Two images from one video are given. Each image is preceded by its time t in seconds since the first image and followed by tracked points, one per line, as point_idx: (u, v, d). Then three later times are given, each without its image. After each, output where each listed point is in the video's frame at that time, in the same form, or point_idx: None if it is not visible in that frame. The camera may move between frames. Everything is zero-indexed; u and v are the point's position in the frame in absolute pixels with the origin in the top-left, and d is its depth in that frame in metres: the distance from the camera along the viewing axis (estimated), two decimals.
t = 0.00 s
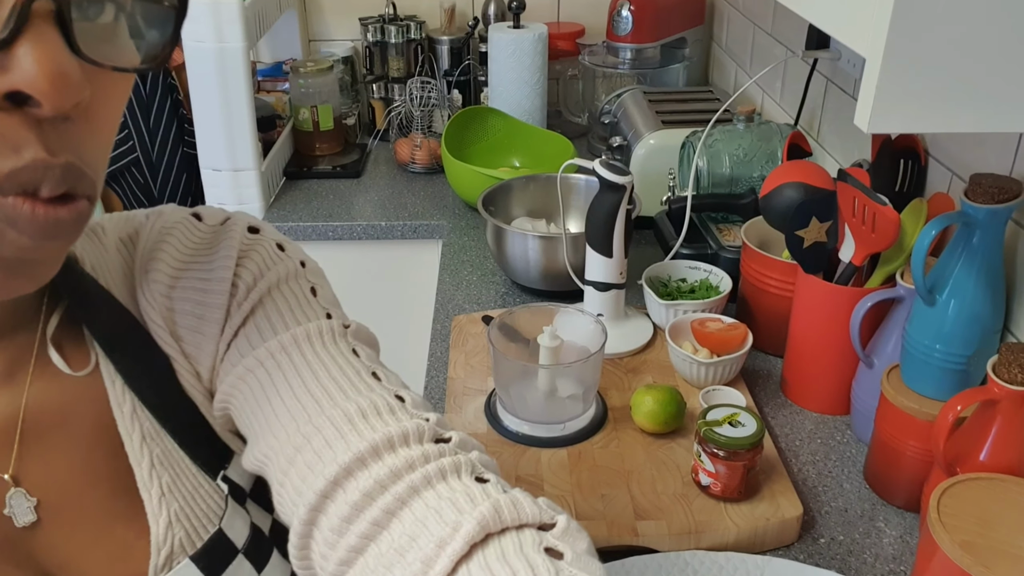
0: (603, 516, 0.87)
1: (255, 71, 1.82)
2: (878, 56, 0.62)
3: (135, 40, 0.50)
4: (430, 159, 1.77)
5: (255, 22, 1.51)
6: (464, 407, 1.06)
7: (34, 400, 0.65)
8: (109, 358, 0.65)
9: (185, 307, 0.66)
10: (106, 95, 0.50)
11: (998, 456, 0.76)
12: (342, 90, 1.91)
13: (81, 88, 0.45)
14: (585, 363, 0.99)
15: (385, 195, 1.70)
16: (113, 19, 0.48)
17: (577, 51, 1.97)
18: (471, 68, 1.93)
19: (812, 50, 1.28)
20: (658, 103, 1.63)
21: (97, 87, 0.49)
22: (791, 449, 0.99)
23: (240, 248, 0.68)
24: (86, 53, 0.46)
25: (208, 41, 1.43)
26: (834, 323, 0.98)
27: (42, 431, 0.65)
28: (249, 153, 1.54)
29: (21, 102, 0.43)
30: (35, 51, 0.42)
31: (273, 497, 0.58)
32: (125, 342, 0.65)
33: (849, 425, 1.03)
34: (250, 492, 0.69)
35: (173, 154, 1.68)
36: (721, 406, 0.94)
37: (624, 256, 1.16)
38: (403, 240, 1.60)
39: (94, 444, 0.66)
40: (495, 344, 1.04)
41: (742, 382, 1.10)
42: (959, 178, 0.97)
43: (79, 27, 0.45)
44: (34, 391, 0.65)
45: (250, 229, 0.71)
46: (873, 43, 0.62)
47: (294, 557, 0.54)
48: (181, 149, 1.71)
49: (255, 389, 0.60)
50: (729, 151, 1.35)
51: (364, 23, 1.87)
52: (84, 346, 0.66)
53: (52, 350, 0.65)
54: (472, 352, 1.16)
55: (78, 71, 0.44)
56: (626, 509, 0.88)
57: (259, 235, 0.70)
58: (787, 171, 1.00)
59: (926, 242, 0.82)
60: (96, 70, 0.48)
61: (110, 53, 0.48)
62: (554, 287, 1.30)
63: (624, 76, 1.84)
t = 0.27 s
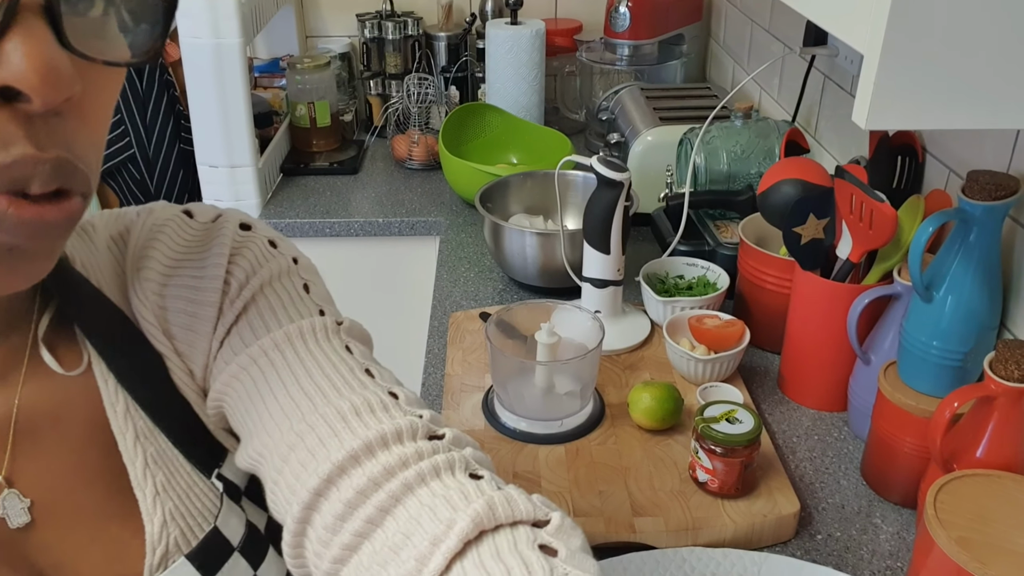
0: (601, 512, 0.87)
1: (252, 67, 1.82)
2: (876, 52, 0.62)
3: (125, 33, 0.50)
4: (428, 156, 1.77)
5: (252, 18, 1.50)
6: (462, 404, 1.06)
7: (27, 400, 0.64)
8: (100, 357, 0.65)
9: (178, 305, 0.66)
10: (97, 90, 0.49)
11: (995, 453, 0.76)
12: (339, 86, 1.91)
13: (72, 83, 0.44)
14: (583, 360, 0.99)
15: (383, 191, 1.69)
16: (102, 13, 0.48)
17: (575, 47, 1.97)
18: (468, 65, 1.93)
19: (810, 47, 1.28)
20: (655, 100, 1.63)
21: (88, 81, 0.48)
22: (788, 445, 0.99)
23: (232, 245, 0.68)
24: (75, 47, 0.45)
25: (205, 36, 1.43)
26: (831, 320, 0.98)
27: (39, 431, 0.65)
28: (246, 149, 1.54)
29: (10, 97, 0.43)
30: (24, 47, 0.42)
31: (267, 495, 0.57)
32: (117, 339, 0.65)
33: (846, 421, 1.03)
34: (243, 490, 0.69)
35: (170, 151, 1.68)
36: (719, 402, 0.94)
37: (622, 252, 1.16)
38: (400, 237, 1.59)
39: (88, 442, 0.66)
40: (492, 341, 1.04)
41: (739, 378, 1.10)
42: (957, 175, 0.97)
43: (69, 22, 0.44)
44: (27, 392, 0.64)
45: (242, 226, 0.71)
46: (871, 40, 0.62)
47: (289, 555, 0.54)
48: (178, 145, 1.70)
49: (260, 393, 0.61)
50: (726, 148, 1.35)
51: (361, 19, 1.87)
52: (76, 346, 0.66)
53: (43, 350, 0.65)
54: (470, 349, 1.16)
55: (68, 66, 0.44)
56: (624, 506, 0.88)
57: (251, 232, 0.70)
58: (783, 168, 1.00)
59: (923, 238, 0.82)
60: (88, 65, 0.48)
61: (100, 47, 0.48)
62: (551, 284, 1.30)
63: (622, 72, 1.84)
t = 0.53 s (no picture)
0: (598, 509, 0.87)
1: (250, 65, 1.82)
2: (872, 51, 0.62)
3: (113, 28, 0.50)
4: (425, 153, 1.77)
5: (249, 15, 1.50)
6: (459, 401, 1.05)
7: (24, 397, 0.64)
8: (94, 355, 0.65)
9: (170, 302, 0.66)
10: (89, 86, 0.49)
11: (991, 450, 0.76)
12: (337, 84, 1.92)
13: (60, 79, 0.44)
14: (580, 358, 0.99)
15: (380, 189, 1.69)
16: (90, 9, 0.47)
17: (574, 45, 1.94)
18: (466, 62, 1.93)
19: (808, 45, 1.28)
20: (653, 97, 1.63)
21: (79, 77, 0.48)
22: (785, 442, 1.00)
23: (223, 241, 0.68)
24: (65, 43, 0.45)
25: (201, 34, 1.43)
26: (828, 317, 0.98)
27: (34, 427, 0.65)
28: (243, 146, 1.54)
29: None
30: (13, 43, 0.42)
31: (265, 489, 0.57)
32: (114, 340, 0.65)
33: (843, 419, 1.03)
34: (239, 485, 0.68)
35: (167, 148, 1.68)
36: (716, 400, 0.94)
37: (619, 250, 1.16)
38: (398, 234, 1.59)
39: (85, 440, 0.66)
40: (490, 339, 1.04)
41: (737, 376, 1.10)
42: (954, 173, 0.97)
43: (57, 17, 0.44)
44: (22, 387, 0.65)
45: (233, 222, 0.71)
46: (868, 38, 0.62)
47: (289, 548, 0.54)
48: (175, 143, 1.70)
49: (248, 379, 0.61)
50: (724, 145, 1.35)
51: (358, 17, 1.87)
52: (72, 347, 0.66)
53: (39, 347, 0.65)
54: (467, 347, 1.16)
55: (57, 63, 0.44)
56: (621, 504, 0.88)
57: (242, 228, 0.71)
58: (781, 166, 0.99)
59: (920, 236, 0.83)
60: (78, 61, 0.47)
61: (89, 43, 0.48)
62: (549, 281, 1.30)
63: (620, 70, 1.84)
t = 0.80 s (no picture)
0: (596, 505, 0.87)
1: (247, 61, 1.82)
2: (870, 46, 0.62)
3: (116, 16, 0.50)
4: (423, 150, 1.77)
5: (246, 11, 1.50)
6: (457, 397, 1.05)
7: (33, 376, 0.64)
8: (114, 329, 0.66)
9: (190, 292, 0.69)
10: (96, 74, 0.50)
11: (989, 446, 0.77)
12: (334, 79, 1.90)
13: (67, 66, 0.45)
14: (578, 354, 0.99)
15: (378, 185, 1.69)
16: None
17: (571, 42, 1.96)
18: (464, 59, 1.93)
19: (806, 41, 1.28)
20: (651, 94, 1.62)
21: (86, 65, 0.48)
22: (783, 439, 1.00)
23: (238, 244, 0.73)
24: (73, 30, 0.46)
25: (199, 30, 1.42)
26: (826, 313, 0.99)
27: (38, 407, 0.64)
28: (241, 143, 1.54)
29: (9, 80, 0.43)
30: (23, 32, 0.42)
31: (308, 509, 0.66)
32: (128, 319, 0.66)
33: (841, 415, 1.03)
34: (244, 455, 0.70)
35: (164, 145, 1.67)
36: (714, 396, 0.94)
37: (617, 247, 1.16)
38: (396, 231, 1.59)
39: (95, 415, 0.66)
40: (488, 335, 1.04)
41: (735, 372, 1.10)
42: (951, 170, 0.97)
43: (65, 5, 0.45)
44: (32, 363, 0.64)
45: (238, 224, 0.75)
46: (867, 34, 0.62)
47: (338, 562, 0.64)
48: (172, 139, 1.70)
49: (277, 400, 0.67)
50: (722, 142, 1.35)
51: (356, 13, 1.86)
52: (85, 324, 0.66)
53: (54, 322, 0.65)
54: (465, 344, 1.16)
55: (64, 50, 0.44)
56: (619, 500, 0.88)
57: (247, 231, 0.75)
58: (779, 162, 1.00)
59: (918, 232, 0.83)
60: (86, 49, 0.48)
61: (94, 30, 0.48)
62: (547, 278, 1.30)
63: (618, 67, 1.84)
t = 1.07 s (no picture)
0: (594, 503, 0.87)
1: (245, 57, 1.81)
2: (870, 43, 0.62)
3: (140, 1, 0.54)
4: (421, 147, 1.77)
5: (245, 7, 1.50)
6: (456, 394, 1.05)
7: (69, 336, 0.67)
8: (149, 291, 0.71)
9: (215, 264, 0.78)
10: (122, 54, 0.53)
11: (986, 443, 0.77)
12: (332, 76, 1.88)
13: (102, 47, 0.48)
14: (577, 351, 0.99)
15: (376, 182, 1.69)
16: None
17: (569, 38, 1.97)
18: (462, 55, 1.92)
19: (804, 38, 1.28)
20: (649, 90, 1.62)
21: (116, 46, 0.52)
22: (781, 435, 1.00)
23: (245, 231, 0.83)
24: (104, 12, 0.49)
25: (197, 27, 1.42)
26: (824, 310, 0.99)
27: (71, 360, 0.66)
28: (239, 140, 1.53)
29: (47, 60, 0.47)
30: (62, 16, 0.46)
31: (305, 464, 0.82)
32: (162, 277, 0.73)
33: (838, 412, 1.03)
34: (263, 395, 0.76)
35: (163, 143, 1.67)
36: (713, 393, 0.94)
37: (615, 244, 1.16)
38: (394, 228, 1.59)
39: (133, 364, 0.69)
40: (486, 332, 1.04)
41: (733, 369, 1.10)
42: (949, 167, 0.97)
43: None
44: (69, 318, 0.67)
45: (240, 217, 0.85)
46: (866, 30, 0.62)
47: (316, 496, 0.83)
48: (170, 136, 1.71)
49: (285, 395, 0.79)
50: (720, 139, 1.35)
51: (354, 10, 1.86)
52: (116, 282, 0.71)
53: (93, 280, 0.69)
54: (464, 341, 1.16)
55: (99, 31, 0.48)
56: (618, 496, 0.88)
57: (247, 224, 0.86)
58: (777, 160, 1.00)
59: (916, 230, 0.83)
60: (116, 30, 0.51)
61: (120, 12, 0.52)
62: (545, 275, 1.30)
63: (616, 63, 1.84)
